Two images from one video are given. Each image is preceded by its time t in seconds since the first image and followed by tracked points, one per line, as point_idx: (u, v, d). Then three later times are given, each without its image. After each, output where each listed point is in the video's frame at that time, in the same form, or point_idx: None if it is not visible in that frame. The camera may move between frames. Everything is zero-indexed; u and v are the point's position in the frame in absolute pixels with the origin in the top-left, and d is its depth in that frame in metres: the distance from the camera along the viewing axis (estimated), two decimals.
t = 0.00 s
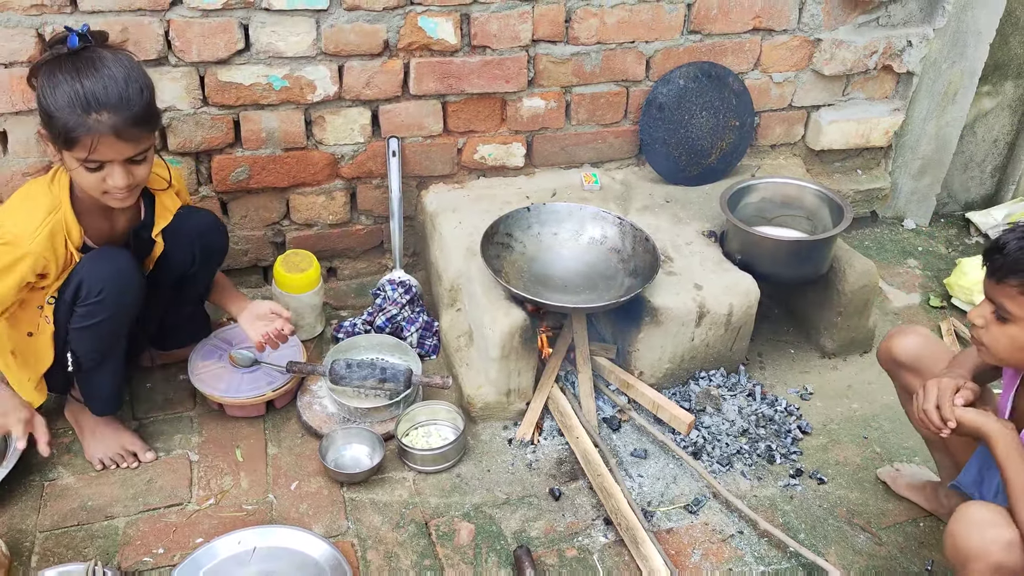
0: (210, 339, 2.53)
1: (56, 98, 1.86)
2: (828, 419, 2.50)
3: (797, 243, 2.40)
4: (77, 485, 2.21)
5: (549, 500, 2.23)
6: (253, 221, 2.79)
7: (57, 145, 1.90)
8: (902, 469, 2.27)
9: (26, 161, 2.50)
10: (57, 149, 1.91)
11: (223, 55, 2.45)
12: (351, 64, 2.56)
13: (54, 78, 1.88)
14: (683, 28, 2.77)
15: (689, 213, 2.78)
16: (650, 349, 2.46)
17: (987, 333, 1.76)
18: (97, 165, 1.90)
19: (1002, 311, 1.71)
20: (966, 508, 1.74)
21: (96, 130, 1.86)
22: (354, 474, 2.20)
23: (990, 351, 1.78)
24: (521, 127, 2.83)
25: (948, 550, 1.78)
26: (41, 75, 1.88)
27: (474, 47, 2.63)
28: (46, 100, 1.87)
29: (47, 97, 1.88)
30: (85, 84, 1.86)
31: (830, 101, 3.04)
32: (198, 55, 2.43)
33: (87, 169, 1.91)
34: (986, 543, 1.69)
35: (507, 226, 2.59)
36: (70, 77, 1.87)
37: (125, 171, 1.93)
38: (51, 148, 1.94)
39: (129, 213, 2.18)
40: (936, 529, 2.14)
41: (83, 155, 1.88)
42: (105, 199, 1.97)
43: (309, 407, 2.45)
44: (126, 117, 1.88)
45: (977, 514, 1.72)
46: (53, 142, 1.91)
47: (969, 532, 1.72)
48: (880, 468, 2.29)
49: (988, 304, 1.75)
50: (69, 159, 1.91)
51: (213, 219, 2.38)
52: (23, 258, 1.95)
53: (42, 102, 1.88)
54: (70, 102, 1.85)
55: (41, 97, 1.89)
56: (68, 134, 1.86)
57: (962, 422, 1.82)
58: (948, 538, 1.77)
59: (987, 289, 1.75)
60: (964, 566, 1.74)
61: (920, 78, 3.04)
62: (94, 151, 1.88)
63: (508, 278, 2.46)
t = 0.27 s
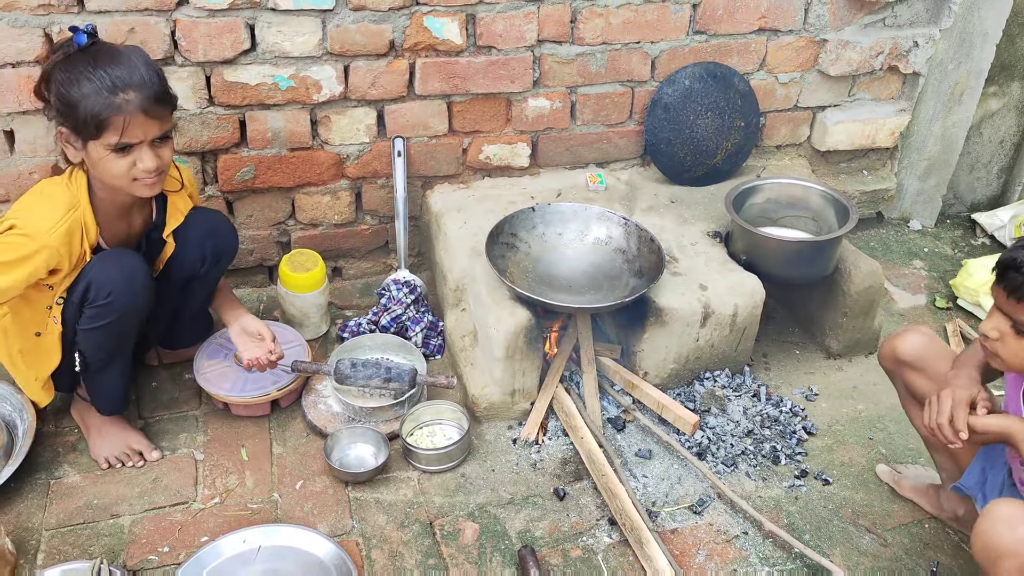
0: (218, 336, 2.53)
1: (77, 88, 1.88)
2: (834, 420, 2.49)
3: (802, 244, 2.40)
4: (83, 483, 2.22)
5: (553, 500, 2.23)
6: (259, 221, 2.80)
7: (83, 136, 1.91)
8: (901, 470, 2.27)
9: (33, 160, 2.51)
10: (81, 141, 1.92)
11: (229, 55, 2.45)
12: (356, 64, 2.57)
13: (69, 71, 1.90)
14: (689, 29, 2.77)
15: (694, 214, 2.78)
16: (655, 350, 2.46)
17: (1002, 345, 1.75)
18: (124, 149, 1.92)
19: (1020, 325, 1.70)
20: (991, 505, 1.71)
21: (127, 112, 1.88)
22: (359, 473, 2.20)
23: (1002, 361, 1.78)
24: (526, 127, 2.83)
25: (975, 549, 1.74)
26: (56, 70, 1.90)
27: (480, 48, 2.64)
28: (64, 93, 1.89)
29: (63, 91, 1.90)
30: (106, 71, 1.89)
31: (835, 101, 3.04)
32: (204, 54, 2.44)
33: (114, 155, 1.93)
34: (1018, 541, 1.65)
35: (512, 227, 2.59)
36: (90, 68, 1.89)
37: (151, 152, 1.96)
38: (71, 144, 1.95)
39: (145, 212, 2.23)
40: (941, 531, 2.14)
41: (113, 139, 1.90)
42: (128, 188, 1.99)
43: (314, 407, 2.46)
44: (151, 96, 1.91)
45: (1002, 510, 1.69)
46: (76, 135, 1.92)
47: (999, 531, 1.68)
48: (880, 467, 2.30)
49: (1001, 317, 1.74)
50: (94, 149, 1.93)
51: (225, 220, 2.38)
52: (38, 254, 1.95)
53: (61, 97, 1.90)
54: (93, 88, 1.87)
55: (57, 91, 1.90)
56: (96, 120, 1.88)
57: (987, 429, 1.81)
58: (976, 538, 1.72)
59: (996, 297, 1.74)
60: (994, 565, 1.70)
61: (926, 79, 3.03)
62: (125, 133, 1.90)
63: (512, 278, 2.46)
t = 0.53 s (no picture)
0: (225, 334, 2.55)
1: (106, 74, 1.93)
2: (840, 421, 2.49)
3: (808, 244, 2.39)
4: (91, 481, 2.23)
5: (559, 499, 2.23)
6: (266, 220, 2.80)
7: (111, 122, 1.96)
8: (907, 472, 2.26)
9: (41, 160, 2.52)
10: (109, 127, 1.97)
11: (236, 54, 2.46)
12: (363, 63, 2.57)
13: (96, 59, 1.95)
14: (696, 29, 2.77)
15: (700, 214, 2.78)
16: (661, 350, 2.46)
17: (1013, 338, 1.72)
18: (151, 132, 1.97)
19: None
20: (997, 500, 1.70)
21: (159, 94, 1.94)
22: (365, 472, 2.21)
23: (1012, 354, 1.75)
24: (533, 127, 2.83)
25: (982, 547, 1.73)
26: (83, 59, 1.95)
27: (486, 47, 2.64)
28: (93, 79, 1.94)
29: (91, 78, 1.94)
30: (134, 57, 1.95)
31: (842, 101, 3.03)
32: (211, 54, 2.44)
33: (140, 139, 1.97)
34: None
35: (518, 226, 2.59)
36: (118, 56, 1.95)
37: (179, 135, 2.02)
38: (98, 132, 1.99)
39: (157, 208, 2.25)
40: (948, 531, 2.13)
41: (143, 122, 1.95)
42: (153, 174, 2.03)
43: (320, 406, 2.46)
44: (177, 79, 1.97)
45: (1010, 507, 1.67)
46: (104, 121, 1.96)
47: (1005, 527, 1.67)
48: (886, 468, 2.29)
49: (1012, 310, 1.71)
50: (121, 134, 1.97)
51: (234, 216, 2.39)
52: (55, 248, 1.96)
53: (88, 85, 1.95)
54: (124, 73, 1.93)
55: (84, 78, 1.95)
56: (125, 104, 1.93)
57: (990, 428, 1.77)
58: (983, 536, 1.72)
59: (1010, 290, 1.71)
60: (1001, 562, 1.69)
61: (933, 79, 3.02)
62: (157, 115, 1.96)
63: (519, 278, 2.46)
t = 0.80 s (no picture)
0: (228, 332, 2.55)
1: (112, 71, 1.94)
2: (845, 420, 2.49)
3: (813, 243, 2.39)
4: (96, 479, 2.24)
5: (563, 498, 2.23)
6: (270, 219, 2.81)
7: (116, 120, 1.96)
8: (911, 471, 2.26)
9: (46, 158, 2.52)
10: (114, 125, 1.97)
11: (241, 54, 2.47)
12: (368, 63, 2.58)
13: (100, 58, 1.96)
14: (700, 28, 2.77)
15: (705, 213, 2.78)
16: (665, 349, 2.47)
17: (1015, 336, 1.71)
18: (157, 128, 1.98)
19: None
20: (994, 500, 1.70)
21: (164, 89, 1.96)
22: (370, 470, 2.21)
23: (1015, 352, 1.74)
24: (537, 126, 2.84)
25: (980, 546, 1.72)
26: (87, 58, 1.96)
27: (491, 46, 2.64)
28: (98, 78, 1.95)
29: (96, 77, 1.95)
30: (138, 54, 1.96)
31: (847, 101, 3.03)
32: (217, 53, 2.45)
33: (146, 134, 1.98)
34: None
35: (522, 225, 2.59)
36: (121, 53, 1.96)
37: (184, 130, 2.03)
38: (103, 130, 2.00)
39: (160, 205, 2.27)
40: (952, 531, 2.13)
41: (149, 117, 1.96)
42: (160, 170, 2.04)
43: (325, 404, 2.47)
44: (180, 75, 1.99)
45: (1008, 506, 1.67)
46: (109, 119, 1.97)
47: (1002, 526, 1.67)
48: (890, 467, 2.29)
49: (1014, 308, 1.70)
50: (126, 130, 1.98)
51: (234, 213, 2.39)
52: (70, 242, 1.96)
53: (91, 83, 1.95)
54: (129, 70, 1.94)
55: (89, 77, 1.96)
56: (130, 100, 1.93)
57: (987, 425, 1.77)
58: (980, 536, 1.71)
59: (1012, 288, 1.71)
60: (999, 562, 1.69)
61: (938, 78, 3.02)
62: (162, 110, 1.97)
63: (523, 277, 2.46)
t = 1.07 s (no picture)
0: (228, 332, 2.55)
1: (117, 75, 1.89)
2: (847, 419, 2.48)
3: (815, 242, 2.39)
4: (99, 478, 2.24)
5: (565, 497, 2.23)
6: (272, 218, 2.81)
7: (126, 126, 1.94)
8: (913, 471, 2.25)
9: (49, 157, 2.53)
10: (123, 130, 1.95)
11: (243, 52, 2.47)
12: (370, 61, 2.57)
13: (101, 60, 1.90)
14: (703, 26, 2.77)
15: (707, 212, 2.77)
16: (667, 348, 2.46)
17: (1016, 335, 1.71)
18: (167, 132, 1.96)
19: None
20: (991, 500, 1.70)
21: (173, 92, 1.93)
22: (372, 469, 2.21)
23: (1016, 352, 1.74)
24: (539, 125, 2.83)
25: (977, 546, 1.72)
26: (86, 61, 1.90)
27: (493, 45, 2.64)
28: (102, 83, 1.90)
29: (98, 81, 1.90)
30: (141, 55, 1.91)
31: (849, 99, 3.03)
32: (218, 52, 2.45)
33: (157, 139, 1.97)
34: (1019, 536, 1.64)
35: (524, 224, 2.59)
36: (123, 54, 1.91)
37: (193, 131, 2.02)
38: (111, 136, 1.96)
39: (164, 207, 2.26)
40: (954, 530, 2.13)
41: (160, 122, 1.94)
42: (170, 172, 2.03)
43: (327, 403, 2.47)
44: (187, 76, 1.96)
45: (1004, 505, 1.67)
46: (118, 125, 1.94)
47: (999, 525, 1.67)
48: (892, 467, 2.29)
49: (1014, 307, 1.70)
50: (136, 136, 1.95)
51: (236, 219, 2.39)
52: (87, 241, 1.95)
53: (96, 90, 1.90)
54: (134, 73, 1.89)
55: (91, 82, 1.91)
56: (140, 106, 1.91)
57: (985, 424, 1.77)
58: (978, 535, 1.71)
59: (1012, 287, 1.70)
60: (997, 561, 1.68)
61: (942, 76, 3.01)
62: (173, 115, 1.95)
63: (525, 275, 2.46)
